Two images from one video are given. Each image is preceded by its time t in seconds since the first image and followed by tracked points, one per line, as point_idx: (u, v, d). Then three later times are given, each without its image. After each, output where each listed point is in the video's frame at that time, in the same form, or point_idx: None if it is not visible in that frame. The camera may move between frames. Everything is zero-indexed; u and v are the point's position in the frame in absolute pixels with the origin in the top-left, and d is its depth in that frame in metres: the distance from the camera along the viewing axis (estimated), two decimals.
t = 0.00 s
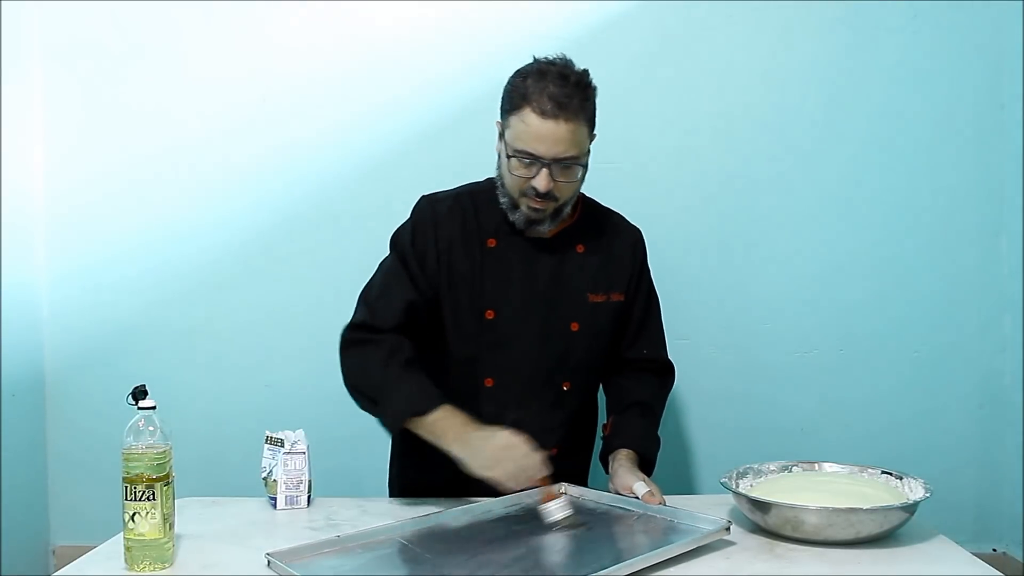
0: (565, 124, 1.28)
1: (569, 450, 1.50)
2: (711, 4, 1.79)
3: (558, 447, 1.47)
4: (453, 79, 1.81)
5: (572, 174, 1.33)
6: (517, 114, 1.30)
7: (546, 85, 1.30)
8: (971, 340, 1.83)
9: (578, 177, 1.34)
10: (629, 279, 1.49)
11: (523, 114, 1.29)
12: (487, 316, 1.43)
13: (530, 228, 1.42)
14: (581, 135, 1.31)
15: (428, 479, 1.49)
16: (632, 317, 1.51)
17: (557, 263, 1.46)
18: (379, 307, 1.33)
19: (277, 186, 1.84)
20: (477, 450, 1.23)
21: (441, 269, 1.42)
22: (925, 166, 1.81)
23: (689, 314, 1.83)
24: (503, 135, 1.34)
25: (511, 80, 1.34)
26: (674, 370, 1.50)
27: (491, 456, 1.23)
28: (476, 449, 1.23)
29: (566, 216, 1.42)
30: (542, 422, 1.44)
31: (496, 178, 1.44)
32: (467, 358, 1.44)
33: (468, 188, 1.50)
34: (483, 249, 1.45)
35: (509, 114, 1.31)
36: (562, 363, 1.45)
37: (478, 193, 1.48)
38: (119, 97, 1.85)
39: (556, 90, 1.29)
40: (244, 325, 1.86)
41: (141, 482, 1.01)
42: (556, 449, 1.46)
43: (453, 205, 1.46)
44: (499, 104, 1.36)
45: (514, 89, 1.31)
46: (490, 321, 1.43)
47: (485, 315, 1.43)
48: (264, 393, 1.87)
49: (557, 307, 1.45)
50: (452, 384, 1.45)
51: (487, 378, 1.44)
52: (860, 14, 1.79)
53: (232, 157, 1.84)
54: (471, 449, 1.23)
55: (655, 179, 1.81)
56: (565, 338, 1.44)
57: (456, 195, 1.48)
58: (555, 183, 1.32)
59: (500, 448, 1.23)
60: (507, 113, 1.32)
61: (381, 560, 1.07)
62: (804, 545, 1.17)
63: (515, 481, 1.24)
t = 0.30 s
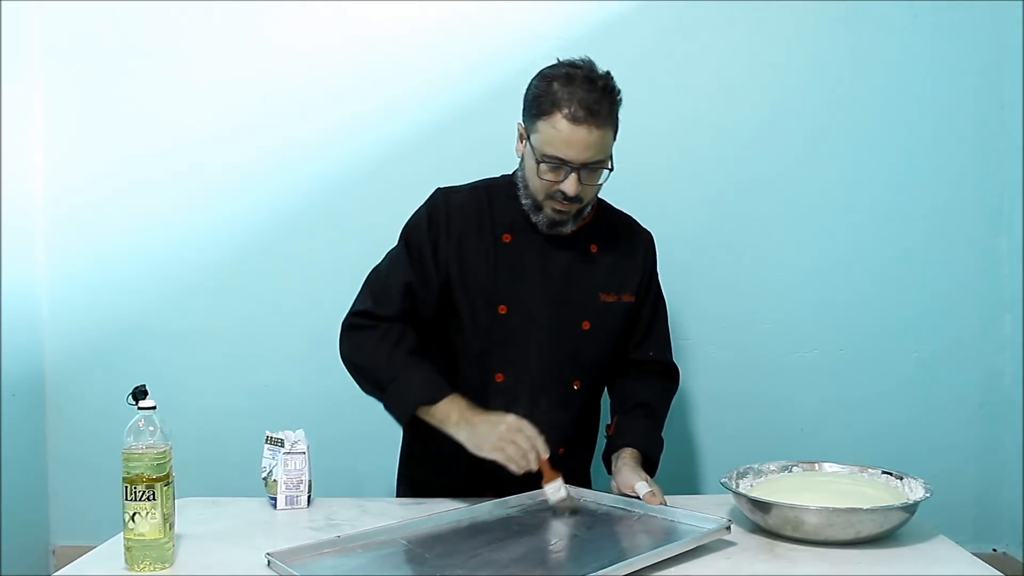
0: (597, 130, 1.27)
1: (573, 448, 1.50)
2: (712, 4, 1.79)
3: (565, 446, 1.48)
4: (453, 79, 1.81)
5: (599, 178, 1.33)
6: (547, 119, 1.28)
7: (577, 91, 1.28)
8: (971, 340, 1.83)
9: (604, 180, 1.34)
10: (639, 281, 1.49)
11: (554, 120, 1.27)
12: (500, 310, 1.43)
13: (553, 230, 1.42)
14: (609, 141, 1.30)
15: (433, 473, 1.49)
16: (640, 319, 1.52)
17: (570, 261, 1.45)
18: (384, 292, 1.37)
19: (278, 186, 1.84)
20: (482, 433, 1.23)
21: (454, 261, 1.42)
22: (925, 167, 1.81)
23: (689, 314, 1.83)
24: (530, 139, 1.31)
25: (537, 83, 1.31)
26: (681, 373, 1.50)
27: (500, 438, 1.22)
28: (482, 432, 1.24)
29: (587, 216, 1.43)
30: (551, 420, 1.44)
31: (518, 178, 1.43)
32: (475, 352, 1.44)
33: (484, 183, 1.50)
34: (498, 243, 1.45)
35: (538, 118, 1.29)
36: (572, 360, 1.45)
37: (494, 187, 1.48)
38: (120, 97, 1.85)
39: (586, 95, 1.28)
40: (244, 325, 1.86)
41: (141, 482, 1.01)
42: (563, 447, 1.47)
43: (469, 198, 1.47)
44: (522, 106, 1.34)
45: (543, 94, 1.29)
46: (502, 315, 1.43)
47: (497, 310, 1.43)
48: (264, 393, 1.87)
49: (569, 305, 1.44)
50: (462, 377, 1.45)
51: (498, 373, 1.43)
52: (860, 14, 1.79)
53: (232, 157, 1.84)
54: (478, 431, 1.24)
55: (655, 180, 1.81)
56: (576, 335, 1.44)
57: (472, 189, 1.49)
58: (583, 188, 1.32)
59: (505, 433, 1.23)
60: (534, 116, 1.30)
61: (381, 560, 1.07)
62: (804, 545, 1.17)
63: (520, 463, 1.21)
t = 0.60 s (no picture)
0: (605, 136, 1.26)
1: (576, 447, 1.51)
2: (711, 3, 1.79)
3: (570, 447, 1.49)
4: (453, 79, 1.81)
5: (605, 183, 1.33)
6: (554, 125, 1.26)
7: (584, 96, 1.26)
8: (971, 339, 1.83)
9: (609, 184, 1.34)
10: (639, 280, 1.50)
11: (562, 126, 1.26)
12: (511, 314, 1.42)
13: (558, 233, 1.43)
14: (615, 145, 1.30)
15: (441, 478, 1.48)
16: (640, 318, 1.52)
17: (574, 262, 1.45)
18: (441, 306, 1.31)
19: (278, 185, 1.84)
20: (591, 457, 1.14)
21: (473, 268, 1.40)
22: (925, 167, 1.81)
23: (689, 314, 1.83)
24: (536, 144, 1.30)
25: (542, 88, 1.29)
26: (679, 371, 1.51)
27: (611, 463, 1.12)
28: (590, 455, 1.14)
29: (590, 218, 1.43)
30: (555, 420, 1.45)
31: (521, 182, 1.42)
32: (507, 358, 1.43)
33: (486, 184, 1.48)
34: (505, 246, 1.43)
35: (544, 124, 1.28)
36: (577, 361, 1.45)
37: (497, 190, 1.46)
38: (120, 97, 1.85)
39: (594, 101, 1.26)
40: (244, 325, 1.86)
41: (141, 482, 1.01)
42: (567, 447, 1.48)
43: (474, 202, 1.43)
44: (526, 110, 1.32)
45: (550, 99, 1.27)
46: (513, 319, 1.42)
47: (508, 314, 1.42)
48: (264, 393, 1.87)
49: (575, 306, 1.45)
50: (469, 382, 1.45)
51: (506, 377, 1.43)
52: (860, 14, 1.79)
53: (232, 157, 1.84)
54: (587, 456, 1.14)
55: (655, 179, 1.81)
56: (581, 337, 1.45)
57: (475, 191, 1.46)
58: (590, 193, 1.31)
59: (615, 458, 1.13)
60: (540, 122, 1.29)
61: (380, 559, 1.07)
62: (804, 545, 1.17)
63: (639, 485, 1.10)
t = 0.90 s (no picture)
0: (625, 140, 1.26)
1: (578, 447, 1.50)
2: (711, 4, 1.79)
3: (570, 446, 1.48)
4: (453, 79, 1.81)
5: (619, 187, 1.33)
6: (575, 124, 1.27)
7: (607, 99, 1.27)
8: (971, 339, 1.83)
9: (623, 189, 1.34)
10: (646, 284, 1.50)
11: (583, 126, 1.26)
12: (514, 306, 1.43)
13: (568, 232, 1.42)
14: (632, 150, 1.30)
15: (439, 472, 1.48)
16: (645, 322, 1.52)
17: (581, 261, 1.45)
18: (400, 272, 1.33)
19: (279, 185, 1.84)
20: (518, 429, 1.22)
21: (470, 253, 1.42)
22: (925, 167, 1.81)
23: (689, 315, 1.83)
24: (555, 142, 1.30)
25: (566, 88, 1.30)
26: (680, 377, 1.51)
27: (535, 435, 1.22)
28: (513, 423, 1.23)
29: (601, 221, 1.43)
30: (559, 417, 1.44)
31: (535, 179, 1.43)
32: (488, 342, 1.44)
33: (498, 178, 1.49)
34: (512, 239, 1.44)
35: (565, 123, 1.28)
36: (581, 360, 1.45)
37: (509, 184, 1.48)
38: (120, 97, 1.85)
39: (616, 104, 1.27)
40: (244, 325, 1.86)
41: (141, 482, 1.01)
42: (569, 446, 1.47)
43: (484, 193, 1.46)
44: (547, 108, 1.32)
45: (572, 99, 1.28)
46: (515, 311, 1.43)
47: (510, 305, 1.43)
48: (264, 393, 1.87)
49: (581, 304, 1.44)
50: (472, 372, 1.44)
51: (509, 369, 1.43)
52: (860, 15, 1.79)
53: (232, 157, 1.84)
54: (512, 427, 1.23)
55: (655, 179, 1.81)
56: (586, 335, 1.44)
57: (487, 183, 1.48)
58: (604, 195, 1.32)
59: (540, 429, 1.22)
60: (562, 121, 1.29)
61: (382, 560, 1.07)
62: (804, 545, 1.17)
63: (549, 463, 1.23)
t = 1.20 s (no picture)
0: (621, 149, 1.26)
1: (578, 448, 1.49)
2: (712, 4, 1.79)
3: (571, 444, 1.46)
4: (453, 79, 1.81)
5: (614, 194, 1.33)
6: (572, 129, 1.27)
7: (606, 106, 1.26)
8: (971, 339, 1.83)
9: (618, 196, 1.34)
10: (648, 289, 1.49)
11: (579, 132, 1.26)
12: (510, 304, 1.43)
13: (563, 234, 1.44)
14: (629, 160, 1.29)
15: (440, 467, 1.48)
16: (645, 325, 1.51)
17: (580, 262, 1.45)
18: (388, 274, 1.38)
19: (279, 185, 1.84)
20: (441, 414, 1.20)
21: (465, 251, 1.44)
22: (925, 167, 1.81)
23: (689, 315, 1.84)
24: (553, 145, 1.31)
25: (569, 91, 1.29)
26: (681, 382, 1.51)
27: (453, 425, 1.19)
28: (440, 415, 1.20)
29: (599, 224, 1.44)
30: (558, 416, 1.43)
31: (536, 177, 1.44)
32: (485, 339, 1.43)
33: (500, 176, 1.51)
34: (509, 237, 1.46)
35: (563, 127, 1.28)
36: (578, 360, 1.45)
37: (510, 182, 1.49)
38: (120, 96, 1.85)
39: (615, 113, 1.26)
40: (244, 325, 1.86)
41: (141, 482, 1.01)
42: (570, 445, 1.45)
43: (483, 190, 1.48)
44: (550, 110, 1.32)
45: (572, 104, 1.28)
46: (511, 309, 1.43)
47: (507, 303, 1.43)
48: (264, 393, 1.87)
49: (579, 304, 1.44)
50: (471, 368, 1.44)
51: (508, 366, 1.42)
52: (860, 15, 1.79)
53: (233, 157, 1.84)
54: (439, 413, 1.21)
55: (655, 179, 1.81)
56: (582, 335, 1.45)
57: (487, 181, 1.49)
58: (597, 201, 1.32)
59: (457, 417, 1.18)
60: (561, 124, 1.29)
61: (381, 560, 1.07)
62: (804, 545, 1.17)
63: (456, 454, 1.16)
